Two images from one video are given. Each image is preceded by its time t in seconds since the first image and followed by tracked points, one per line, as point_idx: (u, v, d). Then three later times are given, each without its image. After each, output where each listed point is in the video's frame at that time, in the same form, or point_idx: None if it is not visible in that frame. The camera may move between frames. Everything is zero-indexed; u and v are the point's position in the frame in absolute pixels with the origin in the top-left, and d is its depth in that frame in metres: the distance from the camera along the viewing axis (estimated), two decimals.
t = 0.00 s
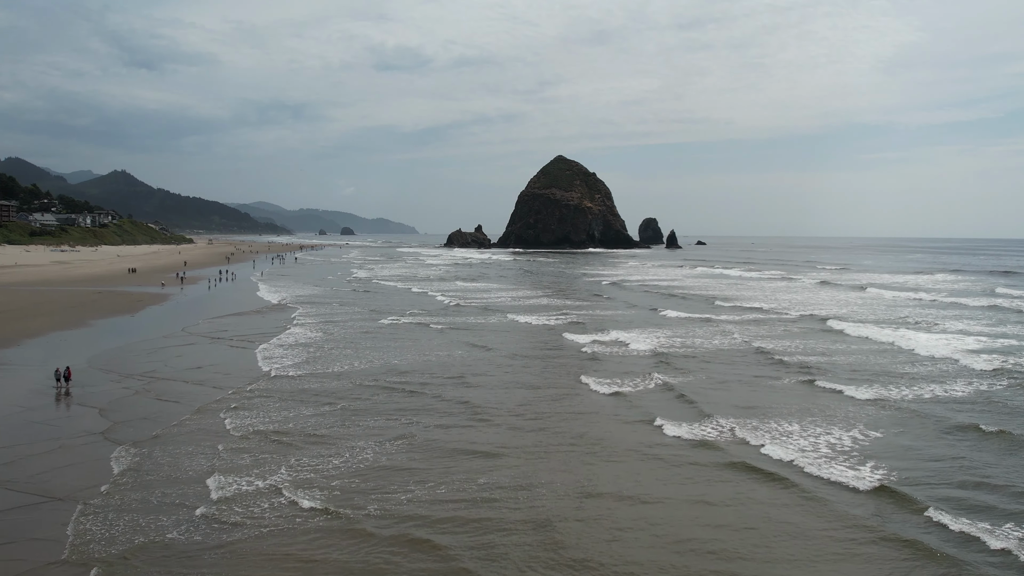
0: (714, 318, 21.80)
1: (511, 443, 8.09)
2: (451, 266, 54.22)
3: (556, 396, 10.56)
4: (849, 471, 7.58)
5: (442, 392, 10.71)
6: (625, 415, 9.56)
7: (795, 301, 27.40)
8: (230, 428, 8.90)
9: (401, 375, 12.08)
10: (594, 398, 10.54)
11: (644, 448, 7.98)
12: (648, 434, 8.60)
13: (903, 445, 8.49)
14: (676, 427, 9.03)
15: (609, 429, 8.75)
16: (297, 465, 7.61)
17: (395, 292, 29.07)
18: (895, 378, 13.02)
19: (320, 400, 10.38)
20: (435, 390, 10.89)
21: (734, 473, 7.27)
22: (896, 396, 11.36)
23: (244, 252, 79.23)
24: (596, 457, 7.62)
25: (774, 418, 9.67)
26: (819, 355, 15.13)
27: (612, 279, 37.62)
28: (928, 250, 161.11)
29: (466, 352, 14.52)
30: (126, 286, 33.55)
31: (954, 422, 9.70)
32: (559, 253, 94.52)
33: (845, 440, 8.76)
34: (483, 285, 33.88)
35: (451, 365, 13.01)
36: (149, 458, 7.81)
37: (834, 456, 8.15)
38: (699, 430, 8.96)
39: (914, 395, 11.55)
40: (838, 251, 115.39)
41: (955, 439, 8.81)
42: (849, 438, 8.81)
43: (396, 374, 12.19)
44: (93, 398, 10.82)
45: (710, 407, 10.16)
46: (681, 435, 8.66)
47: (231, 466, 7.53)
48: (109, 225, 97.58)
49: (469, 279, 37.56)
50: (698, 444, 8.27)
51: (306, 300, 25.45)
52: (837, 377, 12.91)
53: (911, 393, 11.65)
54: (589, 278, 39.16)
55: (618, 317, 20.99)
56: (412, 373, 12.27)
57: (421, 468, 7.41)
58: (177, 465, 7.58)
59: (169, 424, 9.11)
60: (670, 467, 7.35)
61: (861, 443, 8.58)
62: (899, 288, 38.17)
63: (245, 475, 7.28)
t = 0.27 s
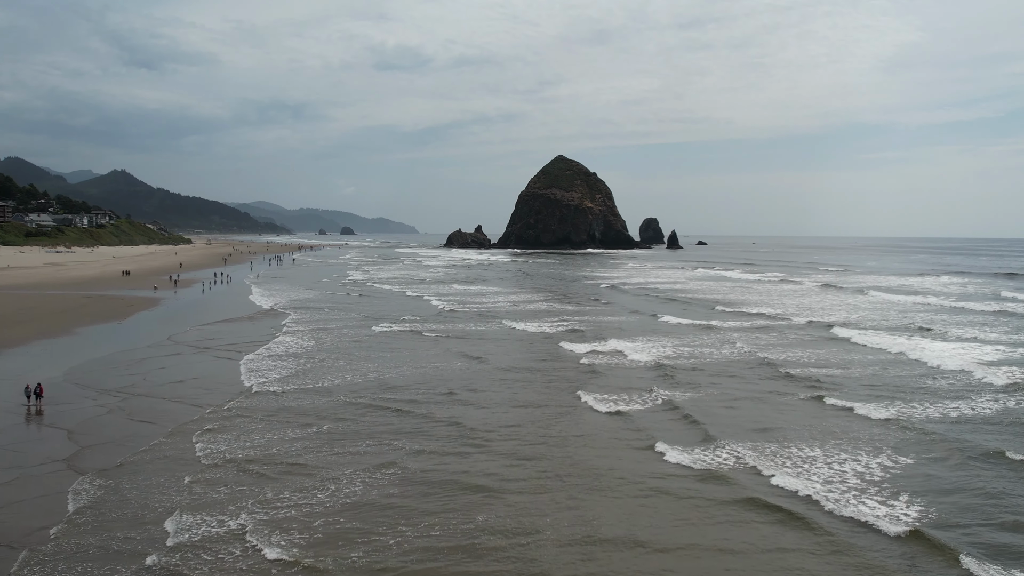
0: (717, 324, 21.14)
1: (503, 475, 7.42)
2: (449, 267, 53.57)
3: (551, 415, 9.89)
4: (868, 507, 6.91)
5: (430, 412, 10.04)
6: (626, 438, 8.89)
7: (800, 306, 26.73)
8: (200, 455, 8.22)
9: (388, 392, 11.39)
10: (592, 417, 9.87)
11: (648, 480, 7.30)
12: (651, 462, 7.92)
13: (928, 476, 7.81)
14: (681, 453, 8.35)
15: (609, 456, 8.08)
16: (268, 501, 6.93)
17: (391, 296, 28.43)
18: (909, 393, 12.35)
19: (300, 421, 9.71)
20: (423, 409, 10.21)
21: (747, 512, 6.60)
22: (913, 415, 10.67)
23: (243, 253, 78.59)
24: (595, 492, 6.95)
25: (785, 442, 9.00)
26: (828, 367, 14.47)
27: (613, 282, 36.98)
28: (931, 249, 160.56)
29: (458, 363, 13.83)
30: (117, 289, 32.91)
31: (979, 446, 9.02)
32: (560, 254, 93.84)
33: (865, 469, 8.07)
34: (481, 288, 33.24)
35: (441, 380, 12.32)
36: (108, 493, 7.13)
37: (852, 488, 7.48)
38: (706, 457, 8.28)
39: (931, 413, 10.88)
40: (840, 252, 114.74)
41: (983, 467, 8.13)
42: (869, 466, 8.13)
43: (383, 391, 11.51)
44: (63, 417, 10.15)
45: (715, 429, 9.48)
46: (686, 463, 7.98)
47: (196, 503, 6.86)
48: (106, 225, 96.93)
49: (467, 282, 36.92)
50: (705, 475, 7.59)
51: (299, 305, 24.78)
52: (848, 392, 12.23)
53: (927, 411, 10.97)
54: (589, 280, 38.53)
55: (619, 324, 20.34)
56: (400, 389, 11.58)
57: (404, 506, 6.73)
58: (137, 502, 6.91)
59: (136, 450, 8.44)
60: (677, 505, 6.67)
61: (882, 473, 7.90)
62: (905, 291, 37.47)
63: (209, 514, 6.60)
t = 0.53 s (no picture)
0: (721, 332, 20.46)
1: (497, 515, 6.73)
2: (447, 269, 52.85)
3: (546, 439, 9.22)
4: (893, 552, 6.25)
5: (417, 435, 9.37)
6: (629, 467, 8.21)
7: (805, 311, 26.07)
8: (165, 488, 7.54)
9: (373, 411, 10.71)
10: (590, 441, 9.18)
11: (656, 521, 6.61)
12: (658, 497, 7.24)
13: (962, 514, 7.12)
14: (688, 485, 7.68)
15: (611, 490, 7.40)
16: (236, 547, 6.25)
17: (386, 301, 27.75)
18: (925, 411, 11.66)
19: (278, 445, 9.02)
20: (409, 432, 9.53)
21: (767, 562, 5.92)
22: (932, 437, 9.98)
23: (241, 255, 77.97)
24: (597, 536, 6.26)
25: (800, 470, 8.33)
26: (838, 381, 13.82)
27: (613, 286, 36.29)
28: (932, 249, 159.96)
29: (449, 377, 13.13)
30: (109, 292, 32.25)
31: (1012, 475, 8.33)
32: (560, 255, 93.24)
33: (893, 505, 7.38)
34: (478, 292, 32.55)
35: (431, 397, 11.63)
36: (60, 536, 6.43)
37: (873, 527, 6.82)
38: (717, 490, 7.60)
39: (952, 434, 10.18)
40: (842, 252, 114.18)
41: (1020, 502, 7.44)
42: (896, 502, 7.44)
43: (369, 409, 10.82)
44: (28, 439, 9.45)
45: (723, 455, 8.81)
46: (695, 498, 7.30)
47: (157, 550, 6.18)
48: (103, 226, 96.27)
49: (465, 285, 36.23)
50: (718, 513, 6.91)
51: (292, 311, 24.08)
52: (860, 410, 11.54)
53: (946, 432, 10.29)
54: (589, 283, 37.86)
55: (619, 331, 19.66)
56: (386, 408, 10.90)
57: (386, 553, 6.05)
58: (92, 547, 6.22)
59: (100, 482, 7.74)
60: (688, 552, 6.00)
61: (912, 511, 7.21)
62: (912, 294, 36.81)
63: (169, 564, 5.92)
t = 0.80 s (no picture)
0: (725, 340, 19.70)
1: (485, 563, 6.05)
2: (445, 271, 52.08)
3: (541, 467, 8.51)
4: None
5: (401, 462, 8.65)
6: (631, 501, 7.52)
7: (810, 317, 25.40)
8: (124, 528, 6.86)
9: (357, 433, 9.99)
10: (588, 470, 8.46)
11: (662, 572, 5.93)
12: (663, 540, 6.55)
13: (1001, 559, 6.43)
14: (697, 524, 6.98)
15: (612, 531, 6.71)
16: None
17: (380, 306, 27.00)
18: (946, 431, 10.92)
19: (251, 474, 8.33)
20: (393, 459, 8.81)
21: None
22: (957, 463, 9.26)
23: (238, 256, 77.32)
24: None
25: (818, 504, 7.64)
26: (849, 396, 13.15)
27: (613, 289, 35.54)
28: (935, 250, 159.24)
29: (438, 394, 12.38)
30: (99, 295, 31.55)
31: None
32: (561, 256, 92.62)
33: (923, 547, 6.70)
34: (475, 296, 31.81)
35: (419, 417, 10.91)
36: None
37: None
38: (728, 529, 6.91)
39: (977, 460, 9.45)
40: (845, 253, 113.50)
41: None
42: (927, 544, 6.75)
43: (353, 431, 10.13)
44: None
45: (732, 486, 8.10)
46: (705, 541, 6.60)
47: None
48: (100, 226, 95.58)
49: (462, 288, 35.47)
50: (731, 560, 6.22)
51: (283, 317, 23.37)
52: (876, 431, 10.80)
53: (971, 456, 9.60)
54: (589, 287, 37.14)
55: (620, 340, 18.93)
56: (370, 430, 10.19)
57: None
58: None
59: (54, 519, 7.06)
60: None
61: (946, 555, 6.52)
62: (918, 298, 36.15)
63: None
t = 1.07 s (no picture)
0: (731, 349, 18.99)
1: None
2: (443, 273, 51.38)
3: (537, 503, 7.82)
4: None
5: (386, 495, 7.96)
6: (636, 542, 6.85)
7: (816, 322, 24.75)
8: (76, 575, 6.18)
9: (341, 459, 9.31)
10: (588, 505, 7.77)
11: None
12: None
13: None
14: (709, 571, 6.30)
15: None
16: None
17: (374, 311, 26.31)
18: (970, 453, 10.22)
19: (224, 508, 7.64)
20: (377, 490, 8.13)
21: None
22: (988, 493, 8.56)
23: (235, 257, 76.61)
24: None
25: (841, 546, 6.96)
26: (863, 412, 12.50)
27: (613, 293, 34.90)
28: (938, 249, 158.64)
29: (429, 411, 11.69)
30: (90, 299, 30.93)
31: None
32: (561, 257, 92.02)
33: None
34: (472, 300, 31.17)
35: (408, 440, 10.22)
36: None
37: None
38: None
39: (1011, 490, 8.74)
40: (847, 253, 112.96)
41: None
42: None
43: (337, 456, 9.45)
44: None
45: (746, 522, 7.42)
46: None
47: None
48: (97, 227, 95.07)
49: (459, 292, 34.77)
50: None
51: (276, 322, 22.71)
52: (897, 454, 10.08)
53: (1000, 484, 8.93)
54: (589, 290, 36.51)
55: (620, 348, 18.24)
56: (355, 455, 9.50)
57: None
58: None
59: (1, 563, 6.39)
60: None
61: None
62: (924, 301, 35.55)
63: None
